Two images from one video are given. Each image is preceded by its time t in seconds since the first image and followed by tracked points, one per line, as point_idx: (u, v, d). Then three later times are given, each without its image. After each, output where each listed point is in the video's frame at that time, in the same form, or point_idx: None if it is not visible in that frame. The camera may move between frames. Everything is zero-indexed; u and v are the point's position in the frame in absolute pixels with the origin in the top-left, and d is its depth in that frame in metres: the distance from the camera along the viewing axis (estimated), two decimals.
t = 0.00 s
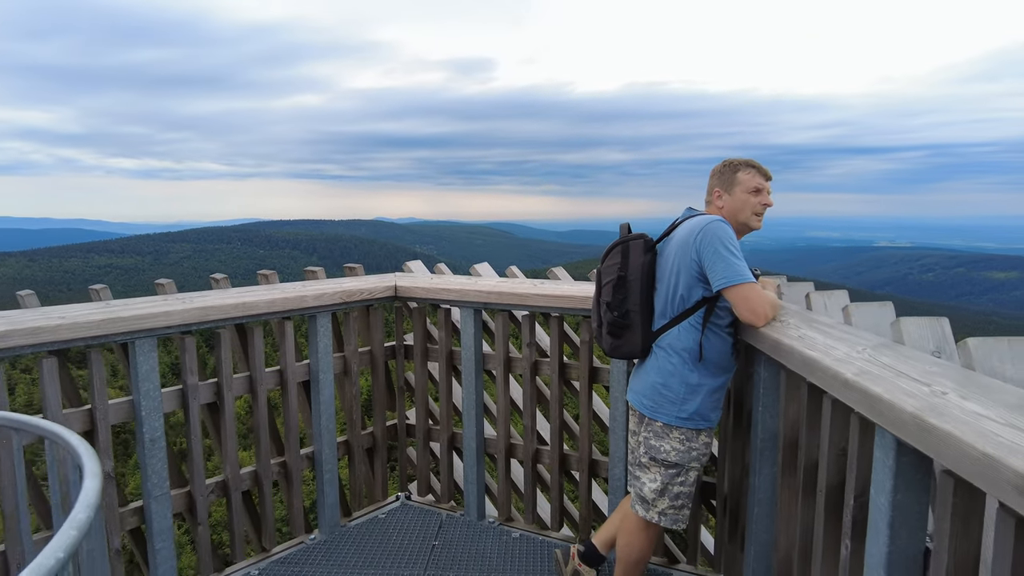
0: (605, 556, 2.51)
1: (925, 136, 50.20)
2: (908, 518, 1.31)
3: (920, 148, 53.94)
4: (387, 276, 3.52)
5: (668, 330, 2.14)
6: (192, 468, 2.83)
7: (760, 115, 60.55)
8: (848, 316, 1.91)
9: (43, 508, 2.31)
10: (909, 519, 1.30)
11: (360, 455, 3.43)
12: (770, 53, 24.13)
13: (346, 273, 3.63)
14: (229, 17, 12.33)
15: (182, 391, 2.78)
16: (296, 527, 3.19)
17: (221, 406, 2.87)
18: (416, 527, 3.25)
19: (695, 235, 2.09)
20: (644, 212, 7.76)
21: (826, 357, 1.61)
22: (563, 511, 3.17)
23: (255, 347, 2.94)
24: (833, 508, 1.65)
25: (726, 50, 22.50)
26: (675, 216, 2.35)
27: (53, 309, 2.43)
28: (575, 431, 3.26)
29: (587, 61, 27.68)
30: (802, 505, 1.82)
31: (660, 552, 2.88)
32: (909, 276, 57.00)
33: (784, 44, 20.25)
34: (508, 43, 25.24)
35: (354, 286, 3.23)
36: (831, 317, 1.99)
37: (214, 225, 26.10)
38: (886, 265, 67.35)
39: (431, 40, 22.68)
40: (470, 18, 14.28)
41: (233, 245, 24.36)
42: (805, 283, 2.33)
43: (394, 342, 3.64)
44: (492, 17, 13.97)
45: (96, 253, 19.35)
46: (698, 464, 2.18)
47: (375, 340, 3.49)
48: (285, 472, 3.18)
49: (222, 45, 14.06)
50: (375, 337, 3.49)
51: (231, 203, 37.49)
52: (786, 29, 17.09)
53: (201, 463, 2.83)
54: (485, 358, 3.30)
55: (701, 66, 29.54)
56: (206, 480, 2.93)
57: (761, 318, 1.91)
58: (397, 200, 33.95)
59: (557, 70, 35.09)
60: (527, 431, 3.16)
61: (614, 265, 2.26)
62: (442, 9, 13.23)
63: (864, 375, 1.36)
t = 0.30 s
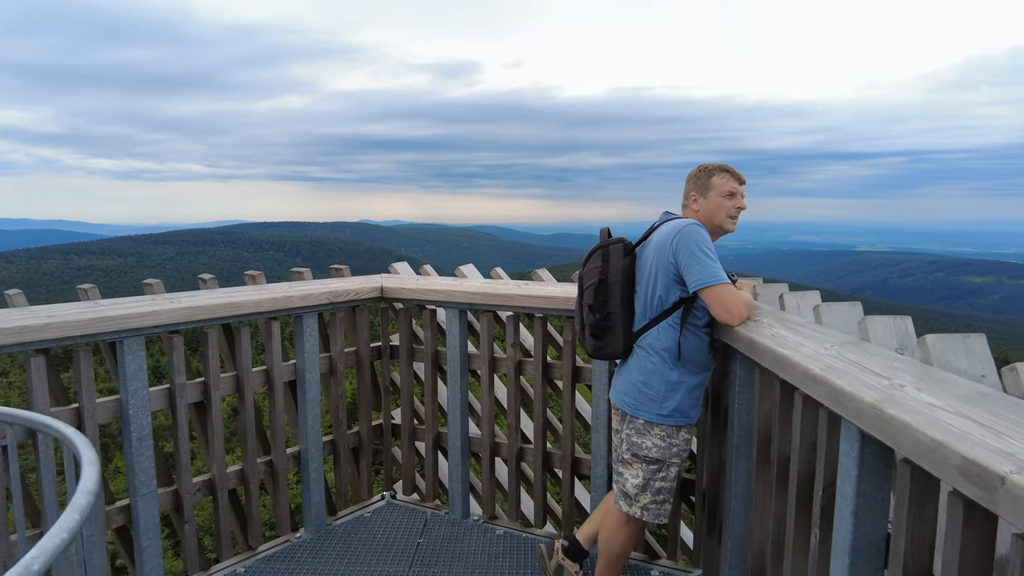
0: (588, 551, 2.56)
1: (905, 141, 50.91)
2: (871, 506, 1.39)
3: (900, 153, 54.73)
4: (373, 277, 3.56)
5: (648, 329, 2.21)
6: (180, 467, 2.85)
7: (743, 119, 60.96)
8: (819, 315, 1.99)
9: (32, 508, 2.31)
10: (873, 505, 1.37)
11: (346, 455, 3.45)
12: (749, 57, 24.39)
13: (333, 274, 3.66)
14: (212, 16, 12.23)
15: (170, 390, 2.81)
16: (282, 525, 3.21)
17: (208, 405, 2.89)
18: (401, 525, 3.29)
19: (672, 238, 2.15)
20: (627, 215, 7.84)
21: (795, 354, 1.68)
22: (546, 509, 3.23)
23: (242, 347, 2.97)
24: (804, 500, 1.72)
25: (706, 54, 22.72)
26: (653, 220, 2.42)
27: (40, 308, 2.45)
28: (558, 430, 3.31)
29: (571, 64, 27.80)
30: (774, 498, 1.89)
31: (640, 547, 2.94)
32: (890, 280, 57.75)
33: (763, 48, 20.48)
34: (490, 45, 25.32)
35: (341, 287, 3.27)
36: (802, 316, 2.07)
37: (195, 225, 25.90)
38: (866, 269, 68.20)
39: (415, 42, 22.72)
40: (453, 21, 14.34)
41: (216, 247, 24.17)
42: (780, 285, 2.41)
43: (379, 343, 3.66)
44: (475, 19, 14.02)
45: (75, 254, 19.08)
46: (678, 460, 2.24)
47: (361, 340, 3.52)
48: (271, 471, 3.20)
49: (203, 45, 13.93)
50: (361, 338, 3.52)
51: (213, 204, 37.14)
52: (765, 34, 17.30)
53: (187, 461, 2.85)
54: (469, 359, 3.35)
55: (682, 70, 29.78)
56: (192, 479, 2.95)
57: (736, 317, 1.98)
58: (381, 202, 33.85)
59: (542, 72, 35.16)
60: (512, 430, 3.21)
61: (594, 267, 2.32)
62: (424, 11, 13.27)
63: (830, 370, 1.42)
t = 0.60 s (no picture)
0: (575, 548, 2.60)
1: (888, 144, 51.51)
2: (847, 500, 1.44)
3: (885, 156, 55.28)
4: (360, 278, 3.57)
5: (633, 331, 2.25)
6: (168, 467, 2.86)
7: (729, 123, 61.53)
8: (799, 316, 2.04)
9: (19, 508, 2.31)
10: (848, 501, 1.42)
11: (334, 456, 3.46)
12: (736, 60, 24.53)
13: (321, 274, 3.67)
14: (197, 15, 12.15)
15: (158, 390, 2.82)
16: (271, 526, 3.22)
17: (196, 406, 2.90)
18: (388, 525, 3.31)
19: (655, 242, 2.20)
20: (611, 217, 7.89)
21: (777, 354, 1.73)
22: (533, 508, 3.26)
23: (231, 347, 2.98)
24: (784, 496, 1.77)
25: (694, 57, 22.81)
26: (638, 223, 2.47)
27: (27, 308, 2.45)
28: (545, 430, 3.35)
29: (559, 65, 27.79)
30: (757, 495, 1.93)
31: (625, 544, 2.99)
32: (873, 282, 58.37)
33: (750, 51, 20.59)
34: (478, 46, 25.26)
35: (329, 289, 3.28)
36: (783, 317, 2.13)
37: (178, 227, 25.54)
38: (850, 271, 68.87)
39: (402, 42, 22.65)
40: (441, 22, 14.29)
41: (201, 248, 23.97)
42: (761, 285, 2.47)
43: (367, 344, 3.68)
44: (464, 20, 13.98)
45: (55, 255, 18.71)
46: (663, 458, 2.29)
47: (348, 342, 3.54)
48: (259, 471, 3.20)
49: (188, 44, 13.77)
50: (349, 339, 3.54)
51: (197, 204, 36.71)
52: (752, 37, 17.39)
53: (176, 461, 2.86)
54: (457, 359, 3.37)
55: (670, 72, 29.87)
56: (181, 479, 2.96)
57: (719, 318, 2.03)
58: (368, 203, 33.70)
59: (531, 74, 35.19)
60: (499, 430, 3.24)
61: (580, 270, 2.35)
62: (413, 11, 13.22)
63: (810, 369, 1.47)
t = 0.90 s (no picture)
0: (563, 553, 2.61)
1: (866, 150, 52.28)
2: (834, 503, 1.46)
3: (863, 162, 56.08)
4: (346, 282, 3.55)
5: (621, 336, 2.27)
6: (151, 474, 2.82)
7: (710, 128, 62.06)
8: (784, 321, 2.07)
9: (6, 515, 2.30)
10: (836, 505, 1.44)
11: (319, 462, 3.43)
12: (718, 66, 24.74)
13: (306, 278, 3.65)
14: (177, 15, 12.00)
15: (141, 396, 2.78)
16: (254, 532, 3.19)
17: (180, 412, 2.87)
18: (374, 530, 3.30)
19: (643, 248, 2.22)
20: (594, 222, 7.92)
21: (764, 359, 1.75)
22: (520, 513, 3.26)
23: (215, 352, 2.95)
24: (771, 500, 1.79)
25: (676, 61, 22.96)
26: (625, 228, 2.48)
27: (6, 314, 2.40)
28: (532, 434, 3.35)
29: (542, 67, 27.81)
30: (744, 499, 1.95)
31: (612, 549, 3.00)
32: (852, 285, 59.17)
33: (732, 56, 20.78)
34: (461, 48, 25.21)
35: (314, 293, 3.26)
36: (768, 322, 2.15)
37: (156, 229, 25.16)
38: (829, 274, 69.72)
39: (384, 44, 22.54)
40: (424, 24, 14.24)
41: (180, 251, 23.68)
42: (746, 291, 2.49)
43: (353, 348, 3.65)
44: (447, 23, 13.94)
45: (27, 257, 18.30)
46: (651, 461, 2.30)
47: (334, 346, 3.51)
48: (243, 478, 3.17)
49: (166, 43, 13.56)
50: (334, 343, 3.52)
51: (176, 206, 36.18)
52: (734, 42, 17.52)
53: (158, 467, 2.82)
54: (444, 364, 3.37)
55: (652, 77, 30.03)
56: (163, 486, 2.92)
57: (706, 323, 2.05)
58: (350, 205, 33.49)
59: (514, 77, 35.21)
60: (486, 435, 3.23)
61: (568, 275, 2.36)
62: (396, 14, 13.15)
63: (798, 375, 1.49)
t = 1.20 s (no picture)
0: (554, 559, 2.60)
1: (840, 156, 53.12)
2: (831, 508, 1.46)
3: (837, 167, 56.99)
4: (331, 286, 3.50)
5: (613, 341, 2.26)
6: (130, 483, 2.75)
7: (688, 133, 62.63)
8: (776, 326, 2.08)
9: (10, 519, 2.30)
10: (832, 509, 1.44)
11: (302, 468, 3.38)
12: (698, 72, 24.96)
13: (290, 282, 3.59)
14: (154, 13, 11.79)
15: (121, 403, 2.71)
16: (237, 541, 3.13)
17: (161, 418, 2.81)
18: (358, 537, 3.25)
19: (635, 252, 2.22)
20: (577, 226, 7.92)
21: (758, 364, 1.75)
22: (507, 518, 3.24)
23: (198, 357, 2.89)
24: (765, 504, 1.80)
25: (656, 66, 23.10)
26: (617, 232, 2.49)
27: None
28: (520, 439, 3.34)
29: (523, 71, 27.81)
30: (737, 503, 1.95)
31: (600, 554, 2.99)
32: (825, 289, 60.09)
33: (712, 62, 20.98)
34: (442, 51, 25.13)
35: (299, 297, 3.21)
36: (760, 327, 2.17)
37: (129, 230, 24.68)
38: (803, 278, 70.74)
39: (365, 45, 22.37)
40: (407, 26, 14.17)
41: (154, 252, 23.25)
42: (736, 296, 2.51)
43: (337, 353, 3.60)
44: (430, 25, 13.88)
45: None
46: (641, 466, 2.30)
47: (318, 351, 3.46)
48: (226, 485, 3.12)
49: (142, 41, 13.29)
50: (318, 348, 3.47)
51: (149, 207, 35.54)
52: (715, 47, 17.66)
53: (139, 475, 2.75)
54: (430, 369, 3.34)
55: (632, 81, 30.21)
56: (144, 495, 2.86)
57: (698, 327, 2.05)
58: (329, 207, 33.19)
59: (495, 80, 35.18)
60: (473, 440, 3.21)
61: (560, 279, 2.36)
62: (378, 15, 13.07)
63: (794, 381, 1.49)
